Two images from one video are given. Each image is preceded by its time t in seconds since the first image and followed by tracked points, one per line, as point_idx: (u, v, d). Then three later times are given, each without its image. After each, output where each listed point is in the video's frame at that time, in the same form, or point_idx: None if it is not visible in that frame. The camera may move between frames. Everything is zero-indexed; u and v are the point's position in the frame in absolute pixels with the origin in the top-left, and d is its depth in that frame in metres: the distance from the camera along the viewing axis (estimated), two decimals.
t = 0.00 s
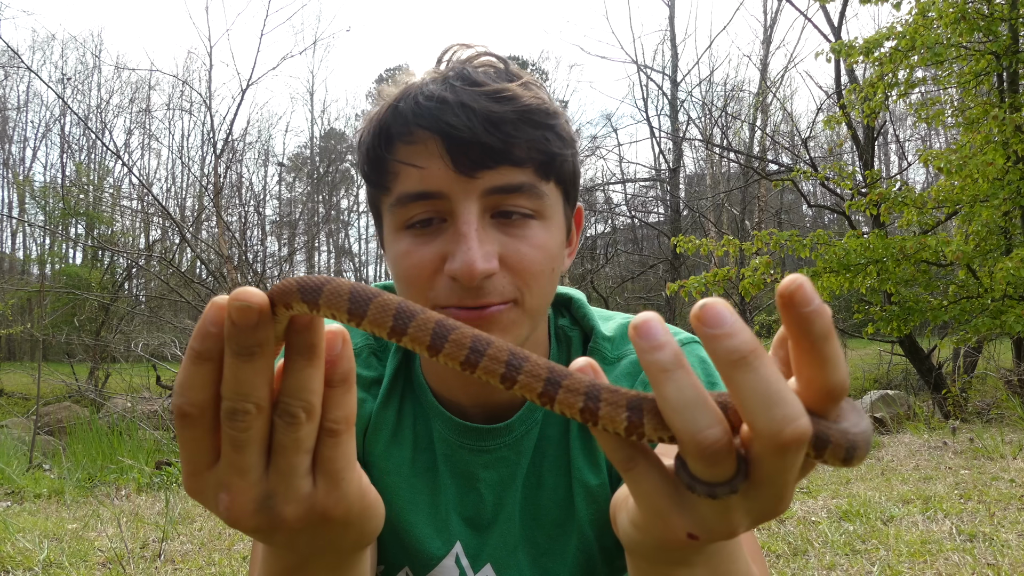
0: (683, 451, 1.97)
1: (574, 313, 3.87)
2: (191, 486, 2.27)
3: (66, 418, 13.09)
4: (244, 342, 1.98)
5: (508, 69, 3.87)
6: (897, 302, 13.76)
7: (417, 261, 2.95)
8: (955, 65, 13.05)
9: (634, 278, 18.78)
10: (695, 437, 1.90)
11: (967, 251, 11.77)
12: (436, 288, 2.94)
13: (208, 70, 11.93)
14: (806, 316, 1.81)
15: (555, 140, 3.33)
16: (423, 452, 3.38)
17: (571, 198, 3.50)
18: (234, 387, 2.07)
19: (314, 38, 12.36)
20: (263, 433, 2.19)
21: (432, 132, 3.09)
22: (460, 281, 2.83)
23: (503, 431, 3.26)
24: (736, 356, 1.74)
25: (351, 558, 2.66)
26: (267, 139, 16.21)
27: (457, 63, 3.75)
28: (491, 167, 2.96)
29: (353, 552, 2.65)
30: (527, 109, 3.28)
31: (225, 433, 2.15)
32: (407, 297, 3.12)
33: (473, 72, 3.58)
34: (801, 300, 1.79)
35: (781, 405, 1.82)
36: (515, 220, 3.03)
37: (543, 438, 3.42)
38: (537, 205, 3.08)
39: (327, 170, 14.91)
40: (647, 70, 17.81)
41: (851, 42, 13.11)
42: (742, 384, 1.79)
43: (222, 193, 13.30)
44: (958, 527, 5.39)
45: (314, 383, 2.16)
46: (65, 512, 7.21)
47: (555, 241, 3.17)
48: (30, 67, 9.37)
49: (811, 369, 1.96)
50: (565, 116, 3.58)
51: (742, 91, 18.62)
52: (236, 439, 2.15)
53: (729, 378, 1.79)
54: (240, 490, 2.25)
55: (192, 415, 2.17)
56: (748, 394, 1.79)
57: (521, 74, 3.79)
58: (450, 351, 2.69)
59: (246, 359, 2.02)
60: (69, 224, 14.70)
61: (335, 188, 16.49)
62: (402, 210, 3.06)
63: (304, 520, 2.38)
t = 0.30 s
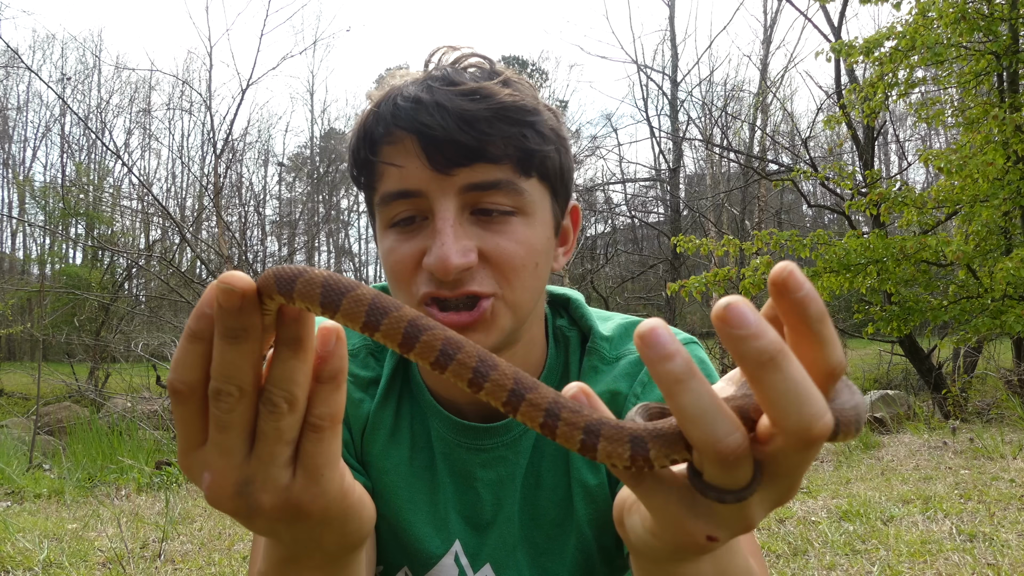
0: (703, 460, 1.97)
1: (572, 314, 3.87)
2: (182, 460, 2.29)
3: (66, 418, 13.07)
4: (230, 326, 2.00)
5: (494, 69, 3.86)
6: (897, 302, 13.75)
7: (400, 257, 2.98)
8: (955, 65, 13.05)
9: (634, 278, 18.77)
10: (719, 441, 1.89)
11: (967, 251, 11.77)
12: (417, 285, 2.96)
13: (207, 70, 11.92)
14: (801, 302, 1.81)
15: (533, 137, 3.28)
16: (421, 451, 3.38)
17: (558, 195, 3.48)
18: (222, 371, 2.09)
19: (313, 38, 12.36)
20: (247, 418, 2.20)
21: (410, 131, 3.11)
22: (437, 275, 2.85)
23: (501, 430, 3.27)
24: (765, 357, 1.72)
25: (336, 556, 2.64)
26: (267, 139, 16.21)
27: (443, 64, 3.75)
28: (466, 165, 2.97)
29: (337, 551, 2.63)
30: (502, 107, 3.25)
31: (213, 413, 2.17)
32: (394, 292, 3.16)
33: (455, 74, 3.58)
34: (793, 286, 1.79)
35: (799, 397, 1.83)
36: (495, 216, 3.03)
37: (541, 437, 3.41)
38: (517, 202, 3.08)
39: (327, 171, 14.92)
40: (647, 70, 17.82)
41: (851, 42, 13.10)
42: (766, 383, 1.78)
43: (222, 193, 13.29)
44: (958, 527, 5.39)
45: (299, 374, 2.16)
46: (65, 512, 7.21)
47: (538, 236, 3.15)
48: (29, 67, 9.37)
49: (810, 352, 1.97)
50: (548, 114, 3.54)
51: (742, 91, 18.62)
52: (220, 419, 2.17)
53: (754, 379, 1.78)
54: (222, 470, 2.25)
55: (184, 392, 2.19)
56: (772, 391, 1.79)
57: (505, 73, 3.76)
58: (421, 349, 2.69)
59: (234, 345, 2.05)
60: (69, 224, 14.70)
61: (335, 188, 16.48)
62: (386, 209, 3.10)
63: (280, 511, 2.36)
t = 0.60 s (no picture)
0: (690, 470, 1.97)
1: (570, 315, 3.86)
2: (174, 454, 2.29)
3: (66, 418, 13.07)
4: (231, 323, 2.00)
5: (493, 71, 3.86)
6: (897, 302, 13.74)
7: (401, 254, 2.97)
8: (955, 65, 13.06)
9: (634, 278, 18.77)
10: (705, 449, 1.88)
11: (967, 251, 11.77)
12: (419, 280, 2.96)
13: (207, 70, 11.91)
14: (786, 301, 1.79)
15: (532, 135, 3.28)
16: (420, 452, 3.38)
17: (557, 192, 3.47)
18: (219, 367, 2.09)
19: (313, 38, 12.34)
20: (240, 414, 2.19)
21: (410, 129, 3.10)
22: (440, 270, 2.85)
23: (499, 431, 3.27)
24: (748, 364, 1.70)
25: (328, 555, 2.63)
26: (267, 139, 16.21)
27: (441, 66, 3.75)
28: (465, 161, 2.96)
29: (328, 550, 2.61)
30: (501, 105, 3.25)
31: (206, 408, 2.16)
32: (395, 289, 3.15)
33: (456, 74, 3.58)
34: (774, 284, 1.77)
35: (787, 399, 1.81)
36: (495, 210, 3.04)
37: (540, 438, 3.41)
38: (516, 196, 3.07)
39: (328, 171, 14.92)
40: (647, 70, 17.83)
41: (852, 42, 13.10)
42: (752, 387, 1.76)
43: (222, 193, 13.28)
44: (958, 527, 5.39)
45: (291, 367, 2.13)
46: (65, 512, 7.21)
47: (538, 231, 3.15)
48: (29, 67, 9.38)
49: (797, 350, 1.96)
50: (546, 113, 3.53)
51: (742, 91, 18.62)
52: (212, 415, 2.16)
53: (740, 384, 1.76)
54: (213, 466, 2.24)
55: (178, 386, 2.19)
56: (759, 394, 1.76)
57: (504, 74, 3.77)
58: (374, 324, 2.73)
59: (232, 342, 2.05)
60: (69, 224, 14.71)
61: (335, 188, 16.48)
62: (386, 205, 3.10)
63: (270, 509, 2.34)
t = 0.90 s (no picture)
0: (704, 419, 2.00)
1: (570, 315, 3.86)
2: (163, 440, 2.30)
3: (66, 418, 13.06)
4: (229, 304, 2.02)
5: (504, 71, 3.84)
6: (897, 302, 13.74)
7: (415, 249, 2.93)
8: (955, 65, 13.06)
9: (634, 278, 18.77)
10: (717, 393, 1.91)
11: (967, 251, 11.76)
12: (433, 277, 2.93)
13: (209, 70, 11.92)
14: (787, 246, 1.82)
15: (548, 134, 3.31)
16: (419, 451, 3.38)
17: (565, 195, 3.50)
18: (208, 354, 2.10)
19: (314, 38, 12.33)
20: (225, 403, 2.20)
21: (428, 123, 3.07)
22: (457, 266, 2.83)
23: (500, 429, 3.25)
24: (766, 301, 1.72)
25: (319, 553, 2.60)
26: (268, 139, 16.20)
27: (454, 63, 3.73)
28: (486, 157, 2.96)
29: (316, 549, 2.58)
30: (521, 104, 3.27)
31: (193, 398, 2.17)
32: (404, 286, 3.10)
33: (471, 72, 3.58)
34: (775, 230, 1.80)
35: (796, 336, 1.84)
36: (509, 208, 3.04)
37: (541, 437, 3.38)
38: (531, 196, 3.10)
39: (328, 171, 14.92)
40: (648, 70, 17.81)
41: (852, 42, 13.10)
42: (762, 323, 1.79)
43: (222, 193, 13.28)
44: (958, 527, 5.39)
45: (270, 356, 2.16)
46: (66, 512, 7.21)
47: (548, 231, 3.18)
48: (30, 67, 9.40)
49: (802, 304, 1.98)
50: (559, 113, 3.55)
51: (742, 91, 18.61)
52: (199, 401, 2.17)
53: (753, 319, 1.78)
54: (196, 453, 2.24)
55: (166, 376, 2.19)
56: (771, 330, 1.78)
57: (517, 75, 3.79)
58: (352, 285, 2.76)
59: (227, 328, 2.07)
60: (69, 224, 14.71)
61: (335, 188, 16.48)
62: (399, 199, 3.06)
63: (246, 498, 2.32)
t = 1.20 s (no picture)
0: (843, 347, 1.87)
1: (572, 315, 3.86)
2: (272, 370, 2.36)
3: (65, 418, 13.05)
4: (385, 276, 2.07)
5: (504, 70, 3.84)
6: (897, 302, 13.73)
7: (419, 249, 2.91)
8: (955, 65, 13.06)
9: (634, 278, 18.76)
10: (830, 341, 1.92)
11: (967, 251, 11.75)
12: (438, 278, 2.89)
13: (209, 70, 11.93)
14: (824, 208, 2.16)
15: (552, 134, 3.31)
16: (420, 452, 3.39)
17: (567, 195, 3.49)
18: (336, 309, 2.11)
19: (315, 38, 12.35)
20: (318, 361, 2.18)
21: (432, 123, 3.07)
22: (462, 265, 2.81)
23: (500, 431, 3.22)
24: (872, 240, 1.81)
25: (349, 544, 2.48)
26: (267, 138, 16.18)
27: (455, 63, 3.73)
28: (491, 156, 2.95)
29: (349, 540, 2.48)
30: (524, 103, 3.28)
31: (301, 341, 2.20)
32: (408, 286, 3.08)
33: (473, 71, 3.58)
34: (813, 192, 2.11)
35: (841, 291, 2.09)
36: (514, 207, 3.03)
37: (543, 437, 3.36)
38: (535, 195, 3.08)
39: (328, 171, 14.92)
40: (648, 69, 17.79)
41: (852, 42, 13.10)
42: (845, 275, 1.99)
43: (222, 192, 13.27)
44: (958, 527, 5.38)
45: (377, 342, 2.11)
46: (65, 512, 7.21)
47: (552, 231, 3.17)
48: (31, 67, 9.40)
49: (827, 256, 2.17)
50: (561, 114, 3.56)
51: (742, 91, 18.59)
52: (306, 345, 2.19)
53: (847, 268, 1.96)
54: (280, 390, 2.26)
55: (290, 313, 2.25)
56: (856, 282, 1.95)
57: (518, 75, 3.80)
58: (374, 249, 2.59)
59: (363, 295, 2.09)
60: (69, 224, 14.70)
61: (335, 188, 16.46)
62: (402, 198, 3.04)
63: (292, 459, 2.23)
